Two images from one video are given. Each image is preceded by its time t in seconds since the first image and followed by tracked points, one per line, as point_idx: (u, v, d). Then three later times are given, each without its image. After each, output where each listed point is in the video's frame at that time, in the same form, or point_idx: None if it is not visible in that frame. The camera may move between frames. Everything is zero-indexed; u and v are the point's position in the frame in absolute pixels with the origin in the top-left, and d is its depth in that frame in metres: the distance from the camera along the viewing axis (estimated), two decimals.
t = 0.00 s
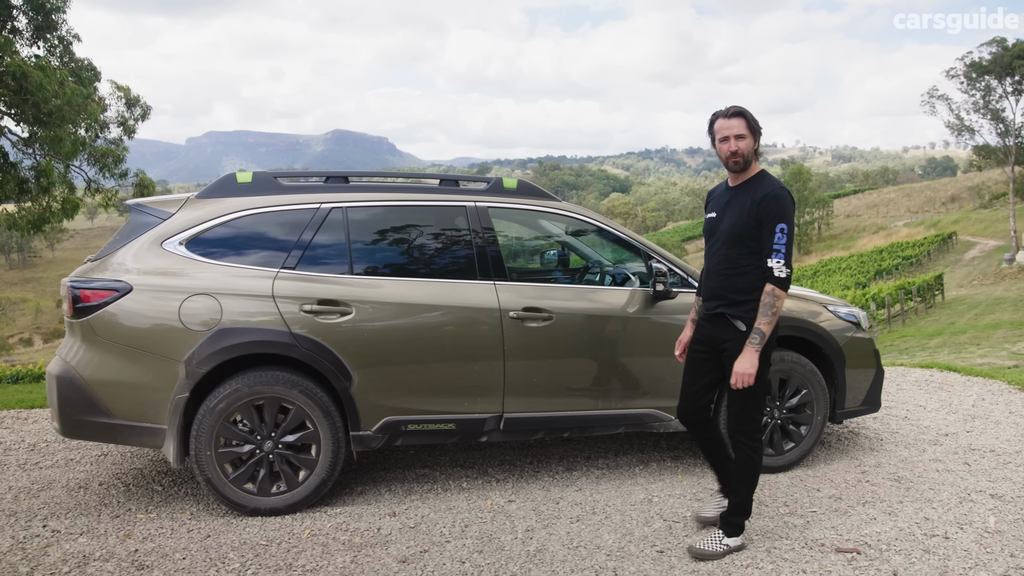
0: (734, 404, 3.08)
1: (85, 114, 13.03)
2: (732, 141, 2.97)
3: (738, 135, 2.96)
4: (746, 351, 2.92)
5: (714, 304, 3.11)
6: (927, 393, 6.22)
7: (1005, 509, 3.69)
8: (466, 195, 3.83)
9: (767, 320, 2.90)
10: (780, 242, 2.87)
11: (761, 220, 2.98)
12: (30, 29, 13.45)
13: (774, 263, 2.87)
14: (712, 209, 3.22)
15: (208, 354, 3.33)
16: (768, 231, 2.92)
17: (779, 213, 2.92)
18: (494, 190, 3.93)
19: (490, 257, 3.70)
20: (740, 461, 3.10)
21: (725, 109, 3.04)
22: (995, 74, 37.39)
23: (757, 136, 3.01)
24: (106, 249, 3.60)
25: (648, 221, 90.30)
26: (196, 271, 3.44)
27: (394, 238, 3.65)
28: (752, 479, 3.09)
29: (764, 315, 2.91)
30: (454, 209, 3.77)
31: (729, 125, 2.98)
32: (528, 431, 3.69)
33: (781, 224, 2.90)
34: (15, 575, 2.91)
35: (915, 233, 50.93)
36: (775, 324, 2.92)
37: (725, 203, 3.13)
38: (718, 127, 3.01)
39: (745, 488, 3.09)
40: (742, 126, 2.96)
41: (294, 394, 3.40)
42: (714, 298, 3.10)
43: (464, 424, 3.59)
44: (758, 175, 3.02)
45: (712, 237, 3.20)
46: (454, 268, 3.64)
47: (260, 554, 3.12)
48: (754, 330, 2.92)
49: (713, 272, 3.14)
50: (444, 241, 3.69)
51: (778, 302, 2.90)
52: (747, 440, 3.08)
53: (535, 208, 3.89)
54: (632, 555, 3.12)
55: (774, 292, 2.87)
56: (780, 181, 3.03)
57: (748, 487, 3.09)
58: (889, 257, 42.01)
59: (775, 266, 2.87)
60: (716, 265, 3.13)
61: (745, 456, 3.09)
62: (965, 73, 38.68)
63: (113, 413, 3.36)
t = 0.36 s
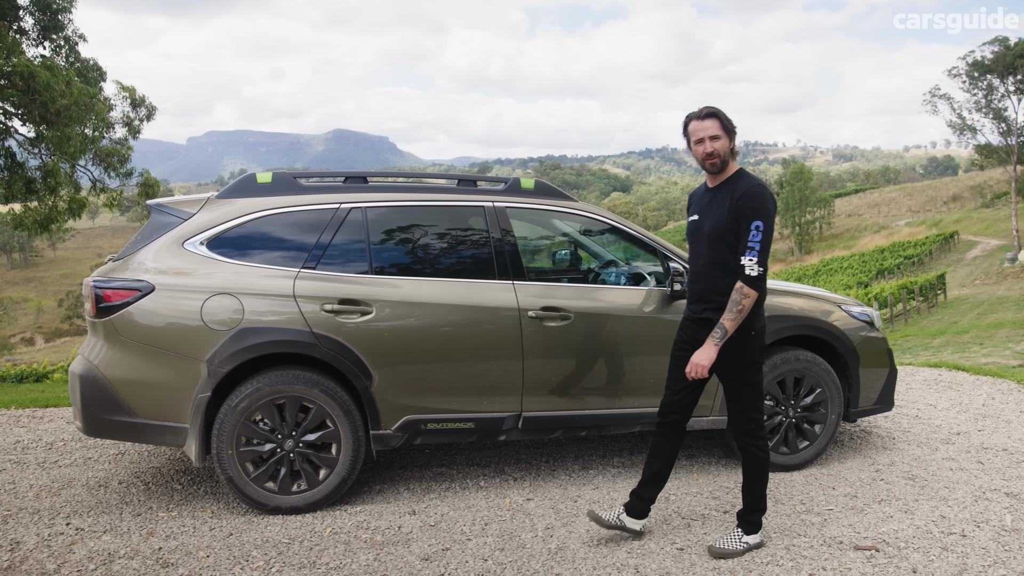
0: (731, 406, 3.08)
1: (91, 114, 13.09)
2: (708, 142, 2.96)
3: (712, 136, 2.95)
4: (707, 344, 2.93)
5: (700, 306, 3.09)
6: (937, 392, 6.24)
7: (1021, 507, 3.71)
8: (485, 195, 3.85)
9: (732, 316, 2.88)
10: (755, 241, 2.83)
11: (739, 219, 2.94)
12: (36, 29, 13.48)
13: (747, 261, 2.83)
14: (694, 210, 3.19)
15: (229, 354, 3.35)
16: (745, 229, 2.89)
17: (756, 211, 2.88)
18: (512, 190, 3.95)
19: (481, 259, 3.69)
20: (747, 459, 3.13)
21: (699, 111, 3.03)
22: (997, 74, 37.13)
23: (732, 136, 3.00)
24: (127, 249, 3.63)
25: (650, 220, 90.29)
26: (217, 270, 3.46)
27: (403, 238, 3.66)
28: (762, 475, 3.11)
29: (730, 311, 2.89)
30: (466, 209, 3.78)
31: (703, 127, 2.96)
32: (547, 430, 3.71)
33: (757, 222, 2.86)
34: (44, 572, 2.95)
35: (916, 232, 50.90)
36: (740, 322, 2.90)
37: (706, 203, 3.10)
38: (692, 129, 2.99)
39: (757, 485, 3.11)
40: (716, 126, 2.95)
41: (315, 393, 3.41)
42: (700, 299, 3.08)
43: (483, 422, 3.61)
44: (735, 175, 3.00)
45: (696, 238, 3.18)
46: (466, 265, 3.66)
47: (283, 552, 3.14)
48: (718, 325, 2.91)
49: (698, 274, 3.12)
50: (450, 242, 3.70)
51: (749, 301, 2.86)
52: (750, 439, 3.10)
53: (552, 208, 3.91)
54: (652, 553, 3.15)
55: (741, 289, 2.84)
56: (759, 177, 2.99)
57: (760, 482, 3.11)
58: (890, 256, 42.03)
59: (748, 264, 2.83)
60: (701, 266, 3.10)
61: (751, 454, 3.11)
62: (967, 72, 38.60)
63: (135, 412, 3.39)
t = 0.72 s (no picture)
0: (682, 411, 3.01)
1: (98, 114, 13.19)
2: (670, 142, 2.94)
3: (675, 136, 2.93)
4: (696, 347, 2.87)
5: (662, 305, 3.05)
6: (948, 391, 6.26)
7: None
8: (504, 195, 3.87)
9: (716, 316, 2.84)
10: (727, 240, 2.85)
11: (705, 218, 2.94)
12: (42, 29, 13.51)
13: (722, 260, 2.84)
14: (655, 211, 3.17)
15: (253, 353, 3.36)
16: (713, 230, 2.89)
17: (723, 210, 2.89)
18: (532, 190, 3.97)
19: (488, 259, 3.70)
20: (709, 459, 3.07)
21: (660, 111, 3.00)
22: (999, 73, 37.21)
23: (693, 136, 2.98)
24: (150, 249, 3.65)
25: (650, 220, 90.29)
26: (240, 270, 3.48)
27: (421, 238, 3.68)
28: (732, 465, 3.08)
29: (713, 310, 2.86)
30: (481, 208, 3.79)
31: (667, 127, 2.93)
32: (567, 428, 3.73)
33: (727, 222, 2.88)
34: (73, 569, 2.98)
35: (917, 232, 50.91)
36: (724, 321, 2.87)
37: (668, 203, 3.09)
38: (655, 129, 2.96)
39: (731, 477, 3.09)
40: (679, 126, 2.92)
41: (338, 392, 3.43)
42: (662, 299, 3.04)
43: (504, 421, 3.63)
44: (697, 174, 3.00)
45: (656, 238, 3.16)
46: (485, 263, 3.69)
47: (308, 550, 3.16)
48: (705, 326, 2.86)
49: (660, 273, 3.08)
50: (462, 242, 3.71)
51: (726, 297, 2.86)
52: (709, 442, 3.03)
53: (571, 208, 3.93)
54: (675, 550, 3.19)
55: (722, 287, 2.83)
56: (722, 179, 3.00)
57: (733, 473, 3.10)
58: (892, 256, 42.01)
59: (724, 263, 2.84)
60: (663, 266, 3.08)
61: (712, 454, 3.05)
62: (969, 71, 38.58)
63: (159, 410, 3.41)
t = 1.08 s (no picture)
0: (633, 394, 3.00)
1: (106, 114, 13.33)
2: (644, 143, 2.95)
3: (648, 137, 2.94)
4: (712, 347, 2.93)
5: (643, 304, 3.07)
6: (961, 390, 6.28)
7: None
8: (528, 195, 3.90)
9: (725, 314, 2.93)
10: (716, 236, 2.90)
11: (685, 216, 2.96)
12: (50, 29, 13.54)
13: (715, 256, 2.90)
14: (631, 211, 3.18)
15: (281, 352, 3.39)
16: (698, 227, 2.92)
17: (705, 208, 2.93)
18: (554, 190, 4.00)
19: (495, 258, 3.71)
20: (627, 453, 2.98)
21: (633, 112, 3.01)
22: (1002, 72, 37.25)
23: (667, 137, 2.99)
24: (177, 248, 3.67)
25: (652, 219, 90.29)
26: (267, 269, 3.51)
27: (444, 238, 3.70)
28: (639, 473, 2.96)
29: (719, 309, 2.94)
30: (500, 208, 3.82)
31: (639, 129, 2.94)
32: (590, 426, 3.76)
33: (711, 218, 2.92)
34: (107, 565, 3.03)
35: (920, 231, 50.89)
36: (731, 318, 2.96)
37: (645, 203, 3.10)
38: (628, 132, 2.98)
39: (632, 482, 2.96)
40: (651, 128, 2.94)
41: (365, 390, 3.46)
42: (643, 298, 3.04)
43: (528, 419, 3.66)
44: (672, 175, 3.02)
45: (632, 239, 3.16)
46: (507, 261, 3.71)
47: (338, 546, 3.19)
48: (715, 325, 2.95)
49: (641, 273, 3.09)
50: (482, 241, 3.73)
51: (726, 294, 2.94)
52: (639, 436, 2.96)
53: (594, 207, 3.97)
54: (701, 546, 3.24)
55: (723, 284, 2.91)
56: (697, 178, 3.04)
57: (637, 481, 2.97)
58: (894, 256, 41.98)
59: (718, 259, 2.91)
60: (641, 265, 3.07)
61: (634, 450, 2.97)
62: (971, 71, 38.60)
63: (187, 408, 3.43)
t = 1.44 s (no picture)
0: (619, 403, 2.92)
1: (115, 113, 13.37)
2: (624, 140, 2.85)
3: (629, 134, 2.84)
4: (670, 359, 2.76)
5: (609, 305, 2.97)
6: (974, 388, 6.31)
7: None
8: (552, 193, 3.94)
9: (684, 324, 2.77)
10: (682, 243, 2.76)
11: (655, 218, 2.83)
12: (59, 28, 13.60)
13: (680, 264, 2.76)
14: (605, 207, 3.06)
15: (310, 349, 3.43)
16: (666, 231, 2.80)
17: (675, 211, 2.80)
18: (577, 188, 4.02)
19: (504, 256, 3.73)
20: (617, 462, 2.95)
21: (616, 106, 2.91)
22: (1006, 72, 37.30)
23: (649, 135, 2.90)
24: (205, 247, 3.71)
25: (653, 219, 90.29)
26: (296, 267, 3.54)
27: (468, 237, 3.74)
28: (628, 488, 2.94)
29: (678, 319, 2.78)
30: (520, 207, 3.84)
31: (621, 125, 2.85)
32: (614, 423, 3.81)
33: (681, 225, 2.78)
34: (142, 559, 3.10)
35: (922, 231, 50.88)
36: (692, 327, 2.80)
37: (619, 201, 2.98)
38: (609, 126, 2.88)
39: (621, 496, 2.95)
40: (633, 124, 2.84)
41: (392, 386, 3.49)
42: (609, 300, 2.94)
43: (553, 415, 3.70)
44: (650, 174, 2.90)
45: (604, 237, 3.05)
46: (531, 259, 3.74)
47: (367, 541, 3.22)
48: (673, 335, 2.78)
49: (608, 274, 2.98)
50: (505, 239, 3.76)
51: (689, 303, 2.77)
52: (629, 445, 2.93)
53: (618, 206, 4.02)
54: (726, 541, 3.28)
55: (684, 293, 2.75)
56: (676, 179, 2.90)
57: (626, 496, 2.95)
58: (896, 256, 42.01)
59: (681, 268, 2.76)
60: (609, 266, 2.97)
61: (623, 458, 2.94)
62: (974, 70, 38.66)
63: (218, 405, 3.47)
